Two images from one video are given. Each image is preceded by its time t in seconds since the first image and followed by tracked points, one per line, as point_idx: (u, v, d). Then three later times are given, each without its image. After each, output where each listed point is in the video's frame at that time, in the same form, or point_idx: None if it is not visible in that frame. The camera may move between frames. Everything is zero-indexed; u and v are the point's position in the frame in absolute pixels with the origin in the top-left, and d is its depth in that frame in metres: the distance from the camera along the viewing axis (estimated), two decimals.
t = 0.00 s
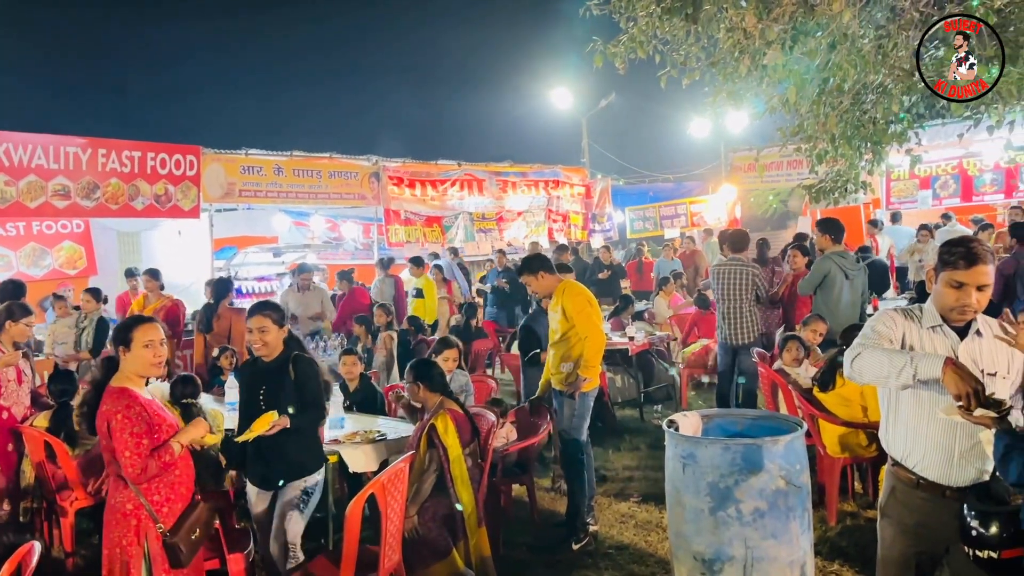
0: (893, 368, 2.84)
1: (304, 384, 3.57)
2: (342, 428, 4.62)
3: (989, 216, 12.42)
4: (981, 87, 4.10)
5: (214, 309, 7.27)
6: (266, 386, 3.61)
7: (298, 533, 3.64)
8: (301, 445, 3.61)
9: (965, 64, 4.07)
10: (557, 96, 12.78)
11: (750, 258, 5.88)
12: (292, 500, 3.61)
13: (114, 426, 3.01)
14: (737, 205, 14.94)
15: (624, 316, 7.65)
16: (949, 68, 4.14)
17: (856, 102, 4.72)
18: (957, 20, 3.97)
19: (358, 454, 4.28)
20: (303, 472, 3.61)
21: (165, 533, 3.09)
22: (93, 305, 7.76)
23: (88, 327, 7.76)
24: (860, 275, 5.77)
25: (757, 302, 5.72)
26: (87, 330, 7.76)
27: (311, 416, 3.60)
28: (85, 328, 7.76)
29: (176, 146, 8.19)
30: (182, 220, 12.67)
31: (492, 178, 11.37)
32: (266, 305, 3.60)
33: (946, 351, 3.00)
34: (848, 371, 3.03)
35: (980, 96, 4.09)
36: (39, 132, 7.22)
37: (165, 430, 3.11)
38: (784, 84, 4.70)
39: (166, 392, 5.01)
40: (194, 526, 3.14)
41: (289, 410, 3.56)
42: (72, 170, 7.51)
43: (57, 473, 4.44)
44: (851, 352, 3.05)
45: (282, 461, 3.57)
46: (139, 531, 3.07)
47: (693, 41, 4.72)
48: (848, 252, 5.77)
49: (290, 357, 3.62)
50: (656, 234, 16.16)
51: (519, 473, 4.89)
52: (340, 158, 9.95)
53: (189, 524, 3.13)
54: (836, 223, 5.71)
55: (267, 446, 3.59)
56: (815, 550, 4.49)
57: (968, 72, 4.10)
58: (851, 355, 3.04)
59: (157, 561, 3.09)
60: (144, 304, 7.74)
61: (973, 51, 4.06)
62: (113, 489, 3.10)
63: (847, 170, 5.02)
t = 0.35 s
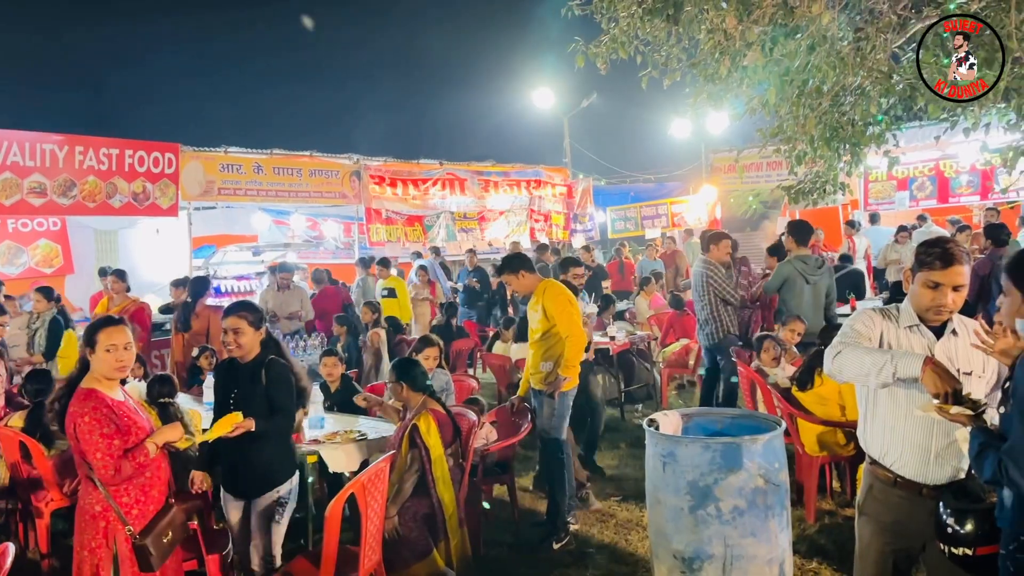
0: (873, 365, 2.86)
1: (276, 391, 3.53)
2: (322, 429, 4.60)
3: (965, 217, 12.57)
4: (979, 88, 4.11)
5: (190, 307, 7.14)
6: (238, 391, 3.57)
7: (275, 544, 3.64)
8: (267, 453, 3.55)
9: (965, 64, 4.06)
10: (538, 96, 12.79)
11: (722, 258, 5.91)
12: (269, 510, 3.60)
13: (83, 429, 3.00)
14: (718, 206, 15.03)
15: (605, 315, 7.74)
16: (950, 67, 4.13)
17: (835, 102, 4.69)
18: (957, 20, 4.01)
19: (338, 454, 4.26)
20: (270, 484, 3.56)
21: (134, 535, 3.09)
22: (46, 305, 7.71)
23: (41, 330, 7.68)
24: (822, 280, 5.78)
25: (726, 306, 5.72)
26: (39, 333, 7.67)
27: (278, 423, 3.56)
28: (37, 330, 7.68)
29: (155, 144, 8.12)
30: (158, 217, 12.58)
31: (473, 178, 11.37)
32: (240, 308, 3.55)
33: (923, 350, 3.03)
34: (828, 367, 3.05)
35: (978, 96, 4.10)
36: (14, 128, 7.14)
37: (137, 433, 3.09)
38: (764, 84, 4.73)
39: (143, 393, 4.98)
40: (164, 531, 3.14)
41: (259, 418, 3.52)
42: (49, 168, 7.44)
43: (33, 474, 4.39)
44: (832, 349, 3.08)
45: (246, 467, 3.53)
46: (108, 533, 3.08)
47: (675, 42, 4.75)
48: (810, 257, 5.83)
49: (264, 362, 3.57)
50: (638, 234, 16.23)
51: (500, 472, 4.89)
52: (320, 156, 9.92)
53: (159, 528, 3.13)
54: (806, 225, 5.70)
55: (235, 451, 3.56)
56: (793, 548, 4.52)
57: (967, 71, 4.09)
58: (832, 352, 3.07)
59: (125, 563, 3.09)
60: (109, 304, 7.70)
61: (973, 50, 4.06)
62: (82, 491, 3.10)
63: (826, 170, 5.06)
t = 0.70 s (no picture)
0: (846, 364, 2.89)
1: (245, 395, 3.49)
2: (296, 429, 4.59)
3: (938, 218, 12.69)
4: (981, 86, 4.20)
5: (158, 306, 7.08)
6: (207, 393, 3.53)
7: (242, 556, 3.57)
8: (232, 457, 3.49)
9: (966, 63, 4.12)
10: (517, 96, 12.79)
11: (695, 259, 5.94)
12: (236, 520, 3.54)
13: (41, 432, 3.00)
14: (695, 207, 15.10)
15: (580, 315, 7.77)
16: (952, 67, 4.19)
17: (809, 105, 4.75)
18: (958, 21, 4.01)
19: (313, 455, 4.25)
20: (234, 491, 3.50)
21: (95, 539, 3.06)
22: None
23: None
24: (785, 279, 5.83)
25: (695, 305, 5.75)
26: None
27: (241, 428, 3.48)
28: None
29: (128, 142, 8.04)
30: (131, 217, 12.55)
31: (451, 177, 11.36)
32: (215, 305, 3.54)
33: (894, 349, 3.07)
34: (800, 366, 3.08)
35: (980, 95, 4.17)
36: None
37: (98, 436, 3.10)
38: (739, 87, 4.78)
39: (115, 393, 4.96)
40: (127, 535, 3.14)
41: (226, 421, 3.47)
42: (19, 165, 7.38)
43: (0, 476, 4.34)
44: (805, 348, 3.10)
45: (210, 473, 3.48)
46: (69, 536, 3.05)
47: (652, 44, 4.77)
48: (774, 257, 5.87)
49: (236, 365, 3.53)
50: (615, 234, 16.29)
51: (476, 472, 4.89)
52: (297, 155, 9.84)
53: (122, 532, 3.13)
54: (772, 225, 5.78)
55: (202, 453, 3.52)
56: (768, 546, 4.56)
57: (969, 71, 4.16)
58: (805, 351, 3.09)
59: (87, 568, 3.06)
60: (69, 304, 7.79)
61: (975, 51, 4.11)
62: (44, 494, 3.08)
63: (800, 172, 5.11)
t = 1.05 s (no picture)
0: (819, 362, 2.92)
1: (213, 400, 3.46)
2: (272, 429, 4.57)
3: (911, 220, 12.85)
4: (981, 88, 4.18)
5: (128, 304, 7.03)
6: (172, 398, 3.49)
7: (216, 557, 3.55)
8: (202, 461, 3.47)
9: (966, 64, 4.10)
10: (496, 96, 12.78)
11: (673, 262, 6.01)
12: (211, 524, 3.53)
13: (9, 435, 2.97)
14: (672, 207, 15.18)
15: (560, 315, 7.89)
16: (949, 68, 4.17)
17: (785, 107, 4.78)
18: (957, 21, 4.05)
19: (289, 456, 4.23)
20: (205, 495, 3.49)
21: (63, 541, 3.02)
22: None
23: None
24: (761, 277, 5.89)
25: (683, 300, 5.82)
26: None
27: (226, 434, 3.50)
28: None
29: (102, 139, 7.94)
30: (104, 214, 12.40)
31: (429, 176, 11.33)
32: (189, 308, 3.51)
33: (868, 347, 3.10)
34: (774, 363, 3.12)
35: (980, 95, 4.18)
36: None
37: (68, 438, 3.05)
38: (715, 88, 4.81)
39: (88, 394, 4.91)
40: (99, 537, 3.07)
41: (197, 427, 3.46)
42: None
43: None
44: (779, 346, 3.13)
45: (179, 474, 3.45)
46: (39, 538, 3.03)
47: (629, 44, 4.79)
48: (750, 256, 5.94)
49: (200, 370, 3.48)
50: (593, 234, 16.34)
51: (454, 472, 4.88)
52: (272, 153, 9.80)
53: (93, 534, 3.06)
54: (748, 224, 5.82)
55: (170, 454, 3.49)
56: (743, 545, 4.59)
57: (968, 71, 4.15)
58: (779, 349, 3.12)
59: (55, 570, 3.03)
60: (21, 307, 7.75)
61: (973, 51, 4.09)
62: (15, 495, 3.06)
63: (776, 173, 5.16)
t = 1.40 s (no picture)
0: (799, 362, 2.92)
1: (189, 397, 3.47)
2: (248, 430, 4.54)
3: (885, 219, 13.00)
4: (981, 87, 4.23)
5: (99, 304, 6.96)
6: (143, 395, 3.46)
7: (182, 562, 3.51)
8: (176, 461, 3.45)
9: (966, 64, 4.13)
10: (474, 95, 12.76)
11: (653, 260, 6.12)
12: (175, 529, 3.48)
13: None
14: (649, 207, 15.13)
15: (538, 313, 7.89)
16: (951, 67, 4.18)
17: (762, 107, 4.80)
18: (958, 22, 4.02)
19: (265, 456, 4.19)
20: (176, 496, 3.45)
21: (40, 543, 2.97)
22: None
23: None
24: (731, 274, 5.92)
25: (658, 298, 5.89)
26: None
27: (203, 431, 3.50)
28: None
29: (74, 137, 7.84)
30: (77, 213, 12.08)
31: (407, 175, 11.31)
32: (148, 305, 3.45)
33: (844, 346, 3.13)
34: (752, 363, 3.11)
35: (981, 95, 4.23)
36: None
37: (45, 440, 3.03)
38: (692, 88, 4.83)
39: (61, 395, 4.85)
40: (75, 539, 3.06)
41: (172, 425, 3.45)
42: None
43: None
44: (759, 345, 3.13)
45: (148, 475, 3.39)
46: (13, 541, 2.93)
47: (607, 44, 4.79)
48: (720, 254, 5.99)
49: (173, 367, 3.49)
50: (572, 233, 16.37)
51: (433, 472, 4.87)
52: (247, 151, 9.76)
53: (69, 536, 3.05)
54: (725, 225, 5.94)
55: (138, 456, 3.44)
56: (720, 542, 4.63)
57: (968, 71, 4.16)
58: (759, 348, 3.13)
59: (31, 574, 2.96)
60: None
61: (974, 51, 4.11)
62: None
63: (752, 172, 5.20)
